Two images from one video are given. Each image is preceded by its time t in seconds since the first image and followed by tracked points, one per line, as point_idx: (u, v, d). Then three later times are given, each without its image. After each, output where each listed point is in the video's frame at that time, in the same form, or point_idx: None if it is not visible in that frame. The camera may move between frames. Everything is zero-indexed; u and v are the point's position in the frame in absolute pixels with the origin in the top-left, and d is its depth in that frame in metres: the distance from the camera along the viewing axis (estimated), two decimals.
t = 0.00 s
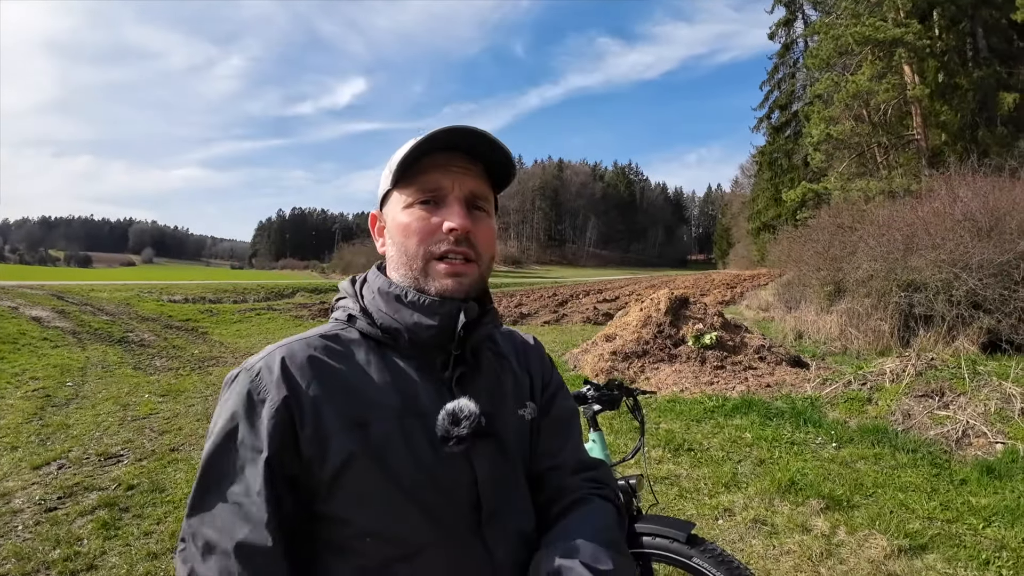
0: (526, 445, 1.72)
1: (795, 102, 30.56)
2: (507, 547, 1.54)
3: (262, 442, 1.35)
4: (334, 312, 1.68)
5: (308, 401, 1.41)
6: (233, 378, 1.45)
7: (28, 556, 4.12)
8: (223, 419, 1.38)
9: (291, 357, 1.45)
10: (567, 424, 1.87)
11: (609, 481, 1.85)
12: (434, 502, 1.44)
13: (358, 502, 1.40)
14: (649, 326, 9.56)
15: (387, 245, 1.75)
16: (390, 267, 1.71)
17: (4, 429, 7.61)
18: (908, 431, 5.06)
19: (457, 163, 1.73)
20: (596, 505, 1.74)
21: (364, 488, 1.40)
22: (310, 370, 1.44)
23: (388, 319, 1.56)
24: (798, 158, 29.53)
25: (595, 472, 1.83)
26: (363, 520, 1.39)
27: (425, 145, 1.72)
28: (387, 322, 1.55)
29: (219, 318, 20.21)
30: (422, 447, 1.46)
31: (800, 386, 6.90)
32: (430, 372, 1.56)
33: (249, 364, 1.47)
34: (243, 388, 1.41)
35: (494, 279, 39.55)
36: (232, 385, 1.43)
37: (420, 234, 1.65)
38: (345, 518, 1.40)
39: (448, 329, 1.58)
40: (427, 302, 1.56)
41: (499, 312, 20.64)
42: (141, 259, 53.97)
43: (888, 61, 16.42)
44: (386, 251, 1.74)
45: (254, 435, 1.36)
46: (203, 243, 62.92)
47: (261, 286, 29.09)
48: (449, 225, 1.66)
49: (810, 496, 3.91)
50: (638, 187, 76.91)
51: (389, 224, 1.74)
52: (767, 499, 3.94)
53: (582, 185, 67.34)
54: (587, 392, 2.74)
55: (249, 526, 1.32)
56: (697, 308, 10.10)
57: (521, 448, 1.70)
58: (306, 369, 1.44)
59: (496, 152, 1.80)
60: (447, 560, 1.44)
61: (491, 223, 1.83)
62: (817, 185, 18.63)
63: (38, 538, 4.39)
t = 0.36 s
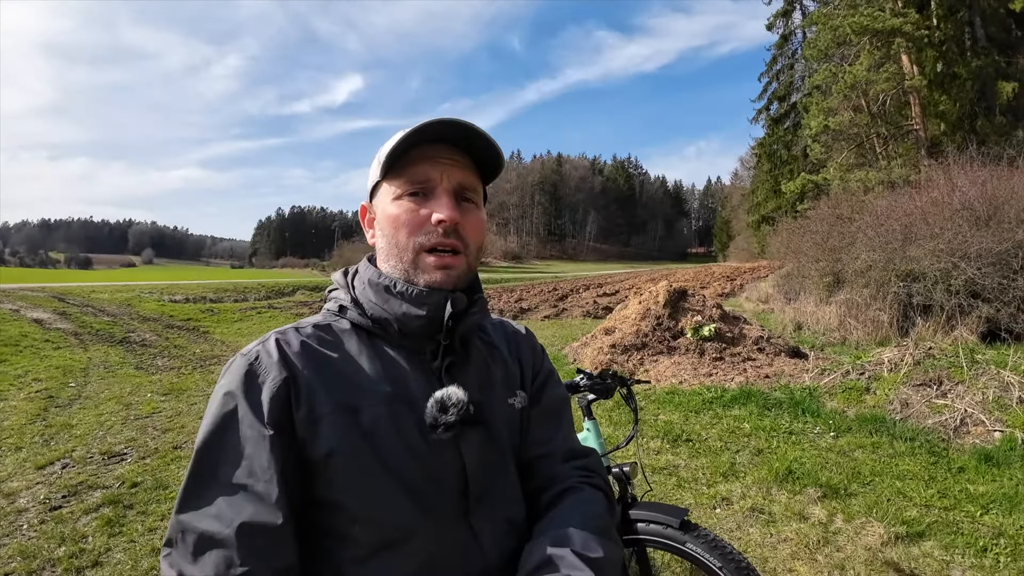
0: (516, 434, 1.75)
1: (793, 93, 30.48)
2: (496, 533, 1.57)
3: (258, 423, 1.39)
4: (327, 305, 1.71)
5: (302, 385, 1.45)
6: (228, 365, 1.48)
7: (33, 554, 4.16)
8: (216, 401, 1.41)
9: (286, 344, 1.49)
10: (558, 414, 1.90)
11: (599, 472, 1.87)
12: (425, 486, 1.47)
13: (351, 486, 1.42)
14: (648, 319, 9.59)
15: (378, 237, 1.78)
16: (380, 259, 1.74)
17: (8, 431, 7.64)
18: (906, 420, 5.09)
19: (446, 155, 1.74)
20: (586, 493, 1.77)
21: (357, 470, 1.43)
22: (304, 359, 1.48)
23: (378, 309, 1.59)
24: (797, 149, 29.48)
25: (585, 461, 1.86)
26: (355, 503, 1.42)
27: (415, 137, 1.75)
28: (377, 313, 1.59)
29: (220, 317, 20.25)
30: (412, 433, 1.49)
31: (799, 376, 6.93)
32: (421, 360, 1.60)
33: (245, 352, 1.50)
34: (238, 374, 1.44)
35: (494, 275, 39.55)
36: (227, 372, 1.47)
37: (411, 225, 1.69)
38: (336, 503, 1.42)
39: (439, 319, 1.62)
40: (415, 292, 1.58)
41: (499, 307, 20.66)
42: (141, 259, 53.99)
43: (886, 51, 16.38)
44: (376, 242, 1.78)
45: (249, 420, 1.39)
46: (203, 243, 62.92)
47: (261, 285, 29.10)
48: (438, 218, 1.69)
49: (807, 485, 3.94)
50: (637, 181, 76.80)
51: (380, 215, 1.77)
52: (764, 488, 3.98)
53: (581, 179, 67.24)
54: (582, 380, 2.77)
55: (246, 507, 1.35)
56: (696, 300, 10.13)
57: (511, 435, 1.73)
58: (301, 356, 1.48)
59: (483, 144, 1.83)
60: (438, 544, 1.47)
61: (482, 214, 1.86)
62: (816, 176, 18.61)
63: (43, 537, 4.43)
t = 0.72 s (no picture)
0: (510, 409, 1.84)
1: (799, 82, 30.26)
2: (496, 507, 1.66)
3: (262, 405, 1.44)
4: (317, 285, 1.75)
5: (304, 367, 1.50)
6: (226, 349, 1.51)
7: (51, 537, 4.28)
8: (217, 385, 1.45)
9: (283, 325, 1.55)
10: (548, 389, 1.99)
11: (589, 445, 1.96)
12: (427, 461, 1.54)
13: (356, 464, 1.49)
14: (650, 308, 9.65)
15: (369, 214, 1.80)
16: (372, 237, 1.77)
17: (22, 421, 7.78)
18: (904, 406, 5.14)
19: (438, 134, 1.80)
20: (580, 466, 1.86)
21: (362, 448, 1.49)
22: (304, 340, 1.53)
23: (372, 287, 1.65)
24: (802, 139, 29.32)
25: (576, 434, 1.95)
26: (359, 480, 1.49)
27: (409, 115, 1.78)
28: (372, 292, 1.65)
29: (227, 309, 20.40)
30: (413, 411, 1.56)
31: (799, 364, 6.99)
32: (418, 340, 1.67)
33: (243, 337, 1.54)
34: (238, 357, 1.48)
35: (498, 266, 39.58)
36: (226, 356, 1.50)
37: (407, 203, 1.72)
38: (341, 481, 1.49)
39: (433, 298, 1.69)
40: (412, 270, 1.64)
41: (503, 298, 20.74)
42: (147, 253, 54.27)
43: (893, 39, 16.28)
44: (368, 221, 1.80)
45: (253, 401, 1.44)
46: (209, 237, 63.16)
47: (267, 278, 29.24)
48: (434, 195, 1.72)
49: (803, 468, 4.03)
50: (642, 172, 76.51)
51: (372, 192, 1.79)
52: (761, 471, 4.06)
53: (586, 170, 67.00)
54: (577, 360, 2.84)
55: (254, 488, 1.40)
56: (698, 289, 10.20)
57: (506, 412, 1.81)
58: (298, 337, 1.53)
59: (474, 121, 1.88)
60: (442, 519, 1.55)
61: (473, 191, 1.91)
62: (821, 166, 18.54)
63: (60, 520, 4.56)
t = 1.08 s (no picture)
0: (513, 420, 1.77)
1: (811, 69, 29.97)
2: (515, 525, 1.60)
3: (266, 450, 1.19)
4: (295, 294, 1.50)
5: (308, 399, 1.26)
6: (203, 382, 1.24)
7: (78, 521, 4.49)
8: (199, 431, 1.18)
9: (278, 352, 1.28)
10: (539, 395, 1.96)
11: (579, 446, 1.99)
12: (450, 487, 1.41)
13: (376, 502, 1.31)
14: (656, 298, 9.76)
15: (359, 214, 1.56)
16: (360, 240, 1.53)
17: (45, 410, 8.04)
18: (903, 396, 5.24)
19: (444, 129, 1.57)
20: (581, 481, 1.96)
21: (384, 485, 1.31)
22: (302, 367, 1.28)
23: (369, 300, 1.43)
24: (813, 127, 29.08)
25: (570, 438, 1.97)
26: (382, 520, 1.32)
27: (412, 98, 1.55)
28: (370, 304, 1.43)
29: (240, 300, 20.73)
30: (431, 434, 1.39)
31: (802, 354, 7.08)
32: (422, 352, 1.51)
33: (222, 367, 1.25)
34: (225, 394, 1.21)
35: (507, 256, 39.72)
36: (203, 392, 1.23)
37: (405, 202, 1.48)
38: (363, 526, 1.31)
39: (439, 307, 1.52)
40: (415, 285, 1.44)
41: (511, 288, 20.91)
42: (161, 245, 54.90)
43: (905, 26, 16.13)
44: (359, 224, 1.54)
45: (254, 448, 1.19)
46: (220, 227, 63.74)
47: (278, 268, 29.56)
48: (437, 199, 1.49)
49: (799, 455, 4.16)
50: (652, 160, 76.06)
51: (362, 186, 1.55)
52: (758, 457, 4.20)
53: (595, 159, 66.75)
54: (575, 349, 2.98)
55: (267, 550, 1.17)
56: (703, 280, 10.30)
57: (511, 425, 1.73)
58: (297, 364, 1.28)
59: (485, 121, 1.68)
60: (467, 548, 1.46)
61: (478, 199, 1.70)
62: (831, 154, 18.46)
63: (86, 505, 4.77)
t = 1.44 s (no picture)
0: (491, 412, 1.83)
1: (826, 57, 29.62)
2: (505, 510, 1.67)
3: (302, 457, 1.13)
4: (291, 288, 1.47)
5: (337, 401, 1.21)
6: (223, 390, 1.16)
7: (104, 499, 4.72)
8: (228, 445, 1.10)
9: (301, 356, 1.22)
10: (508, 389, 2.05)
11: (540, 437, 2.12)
12: (463, 478, 1.44)
13: (403, 500, 1.30)
14: (662, 289, 9.87)
15: (364, 211, 1.54)
16: (364, 239, 1.52)
17: (69, 396, 8.33)
18: (902, 386, 5.34)
19: (458, 135, 1.58)
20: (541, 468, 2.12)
21: (411, 482, 1.31)
22: (325, 367, 1.24)
23: (379, 300, 1.42)
24: (828, 115, 28.78)
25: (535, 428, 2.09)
26: (410, 518, 1.31)
27: (425, 94, 1.53)
28: (381, 302, 1.42)
29: (254, 289, 21.07)
30: (445, 429, 1.42)
31: (805, 344, 7.16)
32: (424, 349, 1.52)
33: (242, 372, 1.17)
34: (252, 400, 1.14)
35: (517, 246, 39.80)
36: (225, 399, 1.15)
37: (413, 206, 1.48)
38: (389, 527, 1.29)
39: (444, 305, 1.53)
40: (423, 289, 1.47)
41: (521, 278, 21.07)
42: (175, 235, 55.54)
43: (920, 14, 15.96)
44: (365, 221, 1.52)
45: (288, 456, 1.13)
46: (233, 218, 64.31)
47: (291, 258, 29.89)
48: (446, 207, 1.49)
49: (793, 441, 4.46)
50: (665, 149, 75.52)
51: (367, 182, 1.53)
52: (754, 443, 4.55)
53: (606, 148, 66.41)
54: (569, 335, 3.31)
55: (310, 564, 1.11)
56: (709, 271, 10.39)
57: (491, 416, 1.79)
58: (323, 368, 1.24)
59: (499, 126, 1.68)
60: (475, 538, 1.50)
61: (486, 203, 1.71)
62: (844, 144, 18.35)
63: (112, 484, 5.01)
